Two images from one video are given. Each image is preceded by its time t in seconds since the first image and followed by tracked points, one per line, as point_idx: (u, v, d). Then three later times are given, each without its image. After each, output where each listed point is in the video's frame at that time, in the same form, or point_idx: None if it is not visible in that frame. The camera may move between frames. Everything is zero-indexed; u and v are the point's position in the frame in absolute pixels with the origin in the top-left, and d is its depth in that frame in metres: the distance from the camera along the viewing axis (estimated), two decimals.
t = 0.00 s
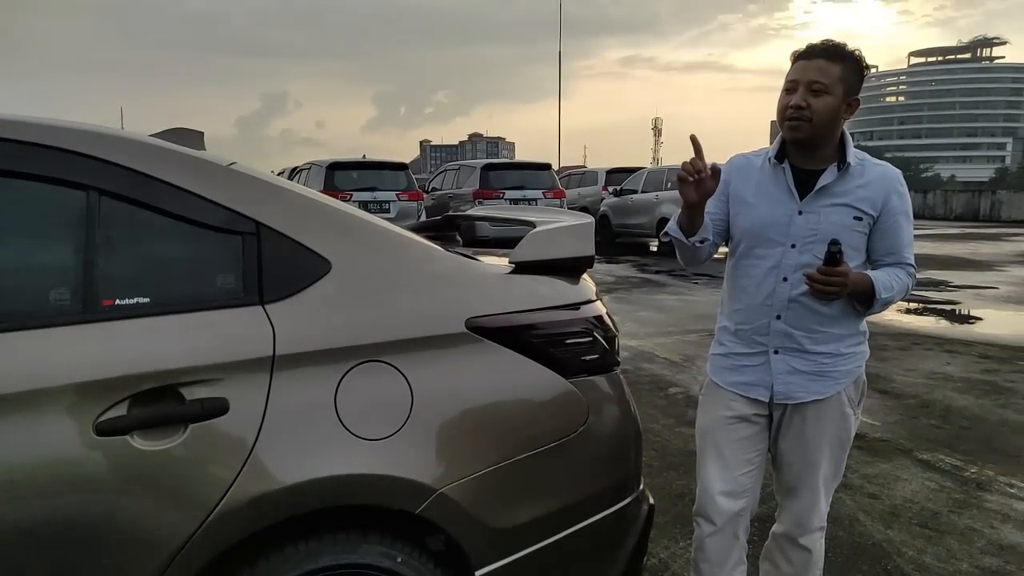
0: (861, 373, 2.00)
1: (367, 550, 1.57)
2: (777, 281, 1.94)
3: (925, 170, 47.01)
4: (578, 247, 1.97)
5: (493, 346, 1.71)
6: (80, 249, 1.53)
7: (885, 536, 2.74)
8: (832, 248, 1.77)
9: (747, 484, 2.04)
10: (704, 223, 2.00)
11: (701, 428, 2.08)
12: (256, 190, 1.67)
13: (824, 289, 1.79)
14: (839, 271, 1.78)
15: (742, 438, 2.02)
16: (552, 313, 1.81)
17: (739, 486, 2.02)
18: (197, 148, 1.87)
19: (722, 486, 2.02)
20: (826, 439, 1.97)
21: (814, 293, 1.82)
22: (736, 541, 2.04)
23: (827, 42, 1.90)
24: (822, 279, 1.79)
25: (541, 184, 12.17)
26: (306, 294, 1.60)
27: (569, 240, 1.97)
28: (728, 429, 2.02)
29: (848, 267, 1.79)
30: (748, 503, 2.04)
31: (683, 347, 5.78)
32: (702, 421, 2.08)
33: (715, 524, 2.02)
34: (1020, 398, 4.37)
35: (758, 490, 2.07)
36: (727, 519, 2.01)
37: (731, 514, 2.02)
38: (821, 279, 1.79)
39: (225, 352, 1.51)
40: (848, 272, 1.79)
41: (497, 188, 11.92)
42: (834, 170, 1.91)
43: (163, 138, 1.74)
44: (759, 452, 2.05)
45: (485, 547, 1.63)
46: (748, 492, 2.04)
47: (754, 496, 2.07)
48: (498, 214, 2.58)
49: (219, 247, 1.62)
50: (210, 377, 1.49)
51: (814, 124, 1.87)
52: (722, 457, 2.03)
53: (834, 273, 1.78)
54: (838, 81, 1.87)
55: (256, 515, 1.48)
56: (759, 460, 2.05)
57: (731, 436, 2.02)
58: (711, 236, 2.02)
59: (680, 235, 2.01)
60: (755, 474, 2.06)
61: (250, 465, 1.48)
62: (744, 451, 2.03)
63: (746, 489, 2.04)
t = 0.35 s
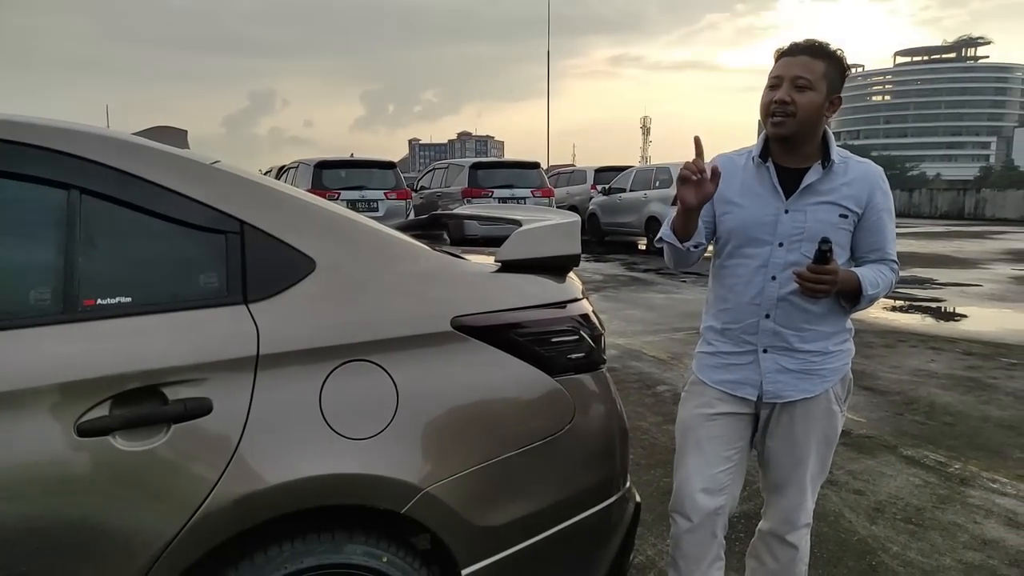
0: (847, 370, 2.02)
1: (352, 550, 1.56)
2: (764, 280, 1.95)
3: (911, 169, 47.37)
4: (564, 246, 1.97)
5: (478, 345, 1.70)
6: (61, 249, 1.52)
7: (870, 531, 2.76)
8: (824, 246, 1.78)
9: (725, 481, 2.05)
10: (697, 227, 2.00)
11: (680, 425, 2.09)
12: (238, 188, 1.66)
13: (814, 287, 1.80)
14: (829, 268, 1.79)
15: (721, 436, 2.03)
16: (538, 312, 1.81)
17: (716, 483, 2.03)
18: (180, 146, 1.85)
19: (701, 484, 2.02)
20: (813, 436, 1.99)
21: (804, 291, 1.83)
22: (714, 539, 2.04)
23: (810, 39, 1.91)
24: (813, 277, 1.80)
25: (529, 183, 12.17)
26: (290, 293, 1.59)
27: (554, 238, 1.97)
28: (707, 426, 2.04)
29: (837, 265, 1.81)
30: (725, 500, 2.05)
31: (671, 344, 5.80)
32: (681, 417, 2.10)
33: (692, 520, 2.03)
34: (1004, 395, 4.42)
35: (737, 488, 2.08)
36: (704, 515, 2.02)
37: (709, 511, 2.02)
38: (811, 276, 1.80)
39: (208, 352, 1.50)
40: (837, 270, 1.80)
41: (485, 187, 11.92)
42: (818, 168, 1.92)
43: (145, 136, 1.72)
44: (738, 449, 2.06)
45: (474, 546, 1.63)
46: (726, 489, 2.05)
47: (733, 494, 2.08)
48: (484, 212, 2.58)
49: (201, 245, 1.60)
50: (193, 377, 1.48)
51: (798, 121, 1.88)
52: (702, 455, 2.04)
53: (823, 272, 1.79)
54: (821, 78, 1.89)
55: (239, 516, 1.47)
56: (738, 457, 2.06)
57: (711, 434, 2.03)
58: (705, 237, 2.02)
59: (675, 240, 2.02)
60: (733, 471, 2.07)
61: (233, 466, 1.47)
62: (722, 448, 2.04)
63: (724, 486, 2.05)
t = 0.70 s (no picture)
0: (837, 371, 2.03)
1: (343, 552, 1.56)
2: (753, 282, 1.95)
3: (901, 170, 47.67)
4: (554, 248, 1.98)
5: (469, 346, 1.70)
6: (47, 251, 1.51)
7: (860, 531, 2.78)
8: (813, 249, 1.78)
9: (703, 480, 2.05)
10: (676, 258, 2.03)
11: (664, 424, 2.10)
12: (227, 190, 1.65)
13: (805, 290, 1.80)
14: (819, 272, 1.79)
15: (701, 435, 2.04)
16: (529, 313, 1.81)
17: (694, 482, 2.03)
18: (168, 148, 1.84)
19: (676, 481, 2.03)
20: (801, 437, 1.99)
21: (793, 293, 1.83)
22: (691, 539, 2.03)
23: (795, 41, 1.93)
24: (803, 280, 1.80)
25: (521, 185, 12.18)
26: (279, 295, 1.59)
27: (545, 240, 1.97)
28: (687, 424, 2.05)
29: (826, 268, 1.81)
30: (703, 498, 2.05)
31: (662, 346, 5.82)
32: (665, 417, 2.10)
33: (667, 518, 2.02)
34: (992, 394, 4.45)
35: (716, 488, 2.09)
36: (681, 514, 2.02)
37: (685, 510, 2.02)
38: (800, 280, 1.80)
39: (197, 354, 1.49)
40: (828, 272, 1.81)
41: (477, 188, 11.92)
42: (805, 169, 1.93)
43: (132, 138, 1.71)
44: (716, 449, 2.06)
45: (464, 548, 1.62)
46: (704, 488, 2.05)
47: (713, 493, 2.08)
48: (475, 214, 2.58)
49: (190, 248, 1.60)
50: (182, 380, 1.47)
51: (788, 121, 1.89)
52: (679, 453, 2.05)
53: (814, 274, 1.79)
54: (808, 78, 1.90)
55: (228, 519, 1.46)
56: (717, 457, 2.06)
57: (689, 433, 2.04)
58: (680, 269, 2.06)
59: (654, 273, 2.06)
60: (711, 471, 2.07)
61: (223, 469, 1.46)
62: (700, 447, 2.04)
63: (702, 486, 2.05)
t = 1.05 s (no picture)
0: (818, 370, 2.04)
1: (334, 555, 1.55)
2: (736, 281, 1.96)
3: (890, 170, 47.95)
4: (544, 248, 1.97)
5: (460, 348, 1.70)
6: (34, 254, 1.50)
7: (851, 529, 2.79)
8: (791, 245, 1.79)
9: (704, 487, 2.06)
10: (672, 237, 2.02)
11: (659, 432, 2.09)
12: (214, 192, 1.64)
13: (786, 286, 1.81)
14: (799, 267, 1.80)
15: (699, 441, 2.04)
16: (519, 314, 1.81)
17: (695, 490, 2.05)
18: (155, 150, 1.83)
19: (678, 489, 2.04)
20: (787, 436, 2.00)
21: (775, 291, 1.84)
22: (697, 545, 2.04)
23: (768, 39, 1.92)
24: (784, 277, 1.81)
25: (512, 185, 12.17)
26: (267, 298, 1.58)
27: (535, 240, 1.97)
28: (685, 432, 2.04)
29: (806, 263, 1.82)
30: (705, 506, 2.06)
31: (654, 345, 5.82)
32: (659, 425, 2.09)
33: (672, 527, 2.03)
34: (982, 392, 4.48)
35: (715, 493, 2.10)
36: (684, 523, 2.02)
37: (688, 518, 2.03)
38: (780, 276, 1.81)
39: (185, 358, 1.48)
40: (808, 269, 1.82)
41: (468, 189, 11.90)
42: (786, 168, 1.94)
43: (119, 140, 1.70)
44: (716, 456, 2.07)
45: (453, 551, 1.62)
46: (705, 495, 2.07)
47: (712, 499, 2.10)
48: (465, 215, 2.57)
49: (177, 250, 1.59)
50: (171, 383, 1.46)
51: (768, 121, 1.89)
52: (680, 462, 2.04)
53: (794, 270, 1.80)
54: (785, 76, 1.90)
55: (217, 523, 1.45)
56: (717, 463, 2.08)
57: (689, 441, 2.04)
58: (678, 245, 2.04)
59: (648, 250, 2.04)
60: (712, 478, 2.08)
61: (212, 473, 1.45)
62: (701, 455, 2.05)
63: (704, 493, 2.06)
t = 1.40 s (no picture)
0: (801, 371, 2.04)
1: (326, 556, 1.55)
2: (718, 281, 1.96)
3: (884, 169, 48.12)
4: (536, 248, 1.97)
5: (453, 348, 1.70)
6: (24, 255, 1.49)
7: (844, 528, 2.79)
8: (773, 242, 1.79)
9: (692, 488, 2.07)
10: (640, 245, 2.03)
11: (645, 433, 2.10)
12: (205, 192, 1.64)
13: (767, 283, 1.81)
14: (780, 264, 1.80)
15: (688, 444, 2.05)
16: (511, 313, 1.81)
17: (683, 490, 2.06)
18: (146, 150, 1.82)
19: (667, 490, 2.05)
20: (772, 436, 2.00)
21: (756, 288, 1.84)
22: (688, 546, 2.04)
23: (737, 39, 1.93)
24: (764, 275, 1.81)
25: (507, 185, 12.17)
26: (258, 298, 1.57)
27: (528, 239, 1.97)
28: (672, 434, 2.05)
29: (787, 260, 1.82)
30: (693, 507, 2.07)
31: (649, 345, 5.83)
32: (646, 427, 2.10)
33: (660, 528, 2.04)
34: (974, 391, 4.50)
35: (703, 494, 2.11)
36: (672, 524, 2.03)
37: (677, 519, 2.04)
38: (762, 273, 1.81)
39: (176, 358, 1.47)
40: (789, 265, 1.82)
41: (463, 189, 11.90)
42: (766, 166, 1.94)
43: (110, 140, 1.69)
44: (703, 457, 2.08)
45: (442, 551, 1.61)
46: (692, 496, 2.07)
47: (700, 500, 2.10)
48: (458, 215, 2.57)
49: (168, 250, 1.58)
50: (162, 384, 1.46)
51: (743, 121, 1.90)
52: (667, 463, 2.05)
53: (775, 267, 1.80)
54: (756, 75, 1.91)
55: (208, 524, 1.44)
56: (704, 464, 2.09)
57: (676, 442, 2.04)
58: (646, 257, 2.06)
59: (615, 258, 2.05)
60: (699, 479, 2.09)
61: (203, 474, 1.44)
62: (689, 456, 2.06)
63: (690, 494, 2.07)
